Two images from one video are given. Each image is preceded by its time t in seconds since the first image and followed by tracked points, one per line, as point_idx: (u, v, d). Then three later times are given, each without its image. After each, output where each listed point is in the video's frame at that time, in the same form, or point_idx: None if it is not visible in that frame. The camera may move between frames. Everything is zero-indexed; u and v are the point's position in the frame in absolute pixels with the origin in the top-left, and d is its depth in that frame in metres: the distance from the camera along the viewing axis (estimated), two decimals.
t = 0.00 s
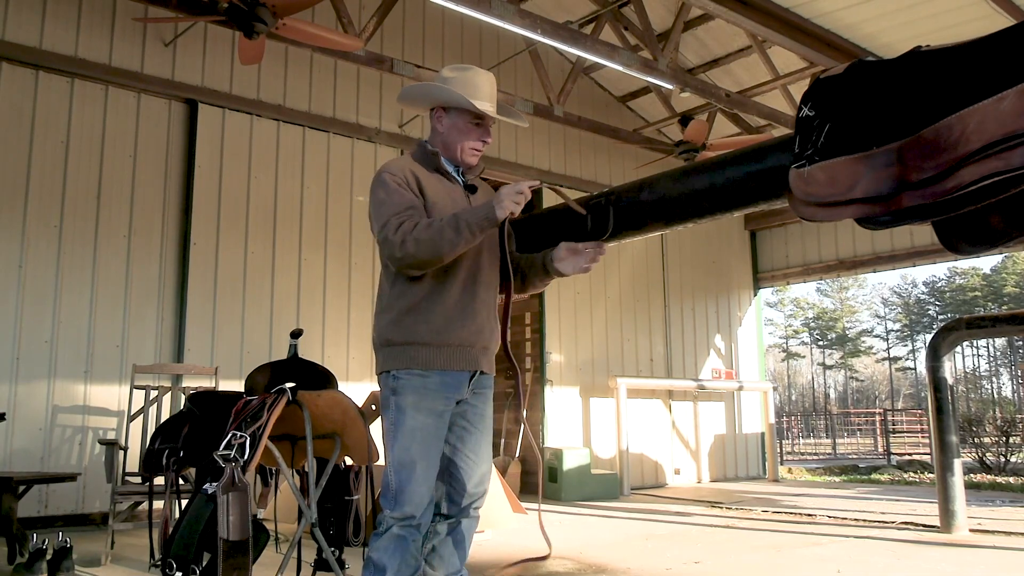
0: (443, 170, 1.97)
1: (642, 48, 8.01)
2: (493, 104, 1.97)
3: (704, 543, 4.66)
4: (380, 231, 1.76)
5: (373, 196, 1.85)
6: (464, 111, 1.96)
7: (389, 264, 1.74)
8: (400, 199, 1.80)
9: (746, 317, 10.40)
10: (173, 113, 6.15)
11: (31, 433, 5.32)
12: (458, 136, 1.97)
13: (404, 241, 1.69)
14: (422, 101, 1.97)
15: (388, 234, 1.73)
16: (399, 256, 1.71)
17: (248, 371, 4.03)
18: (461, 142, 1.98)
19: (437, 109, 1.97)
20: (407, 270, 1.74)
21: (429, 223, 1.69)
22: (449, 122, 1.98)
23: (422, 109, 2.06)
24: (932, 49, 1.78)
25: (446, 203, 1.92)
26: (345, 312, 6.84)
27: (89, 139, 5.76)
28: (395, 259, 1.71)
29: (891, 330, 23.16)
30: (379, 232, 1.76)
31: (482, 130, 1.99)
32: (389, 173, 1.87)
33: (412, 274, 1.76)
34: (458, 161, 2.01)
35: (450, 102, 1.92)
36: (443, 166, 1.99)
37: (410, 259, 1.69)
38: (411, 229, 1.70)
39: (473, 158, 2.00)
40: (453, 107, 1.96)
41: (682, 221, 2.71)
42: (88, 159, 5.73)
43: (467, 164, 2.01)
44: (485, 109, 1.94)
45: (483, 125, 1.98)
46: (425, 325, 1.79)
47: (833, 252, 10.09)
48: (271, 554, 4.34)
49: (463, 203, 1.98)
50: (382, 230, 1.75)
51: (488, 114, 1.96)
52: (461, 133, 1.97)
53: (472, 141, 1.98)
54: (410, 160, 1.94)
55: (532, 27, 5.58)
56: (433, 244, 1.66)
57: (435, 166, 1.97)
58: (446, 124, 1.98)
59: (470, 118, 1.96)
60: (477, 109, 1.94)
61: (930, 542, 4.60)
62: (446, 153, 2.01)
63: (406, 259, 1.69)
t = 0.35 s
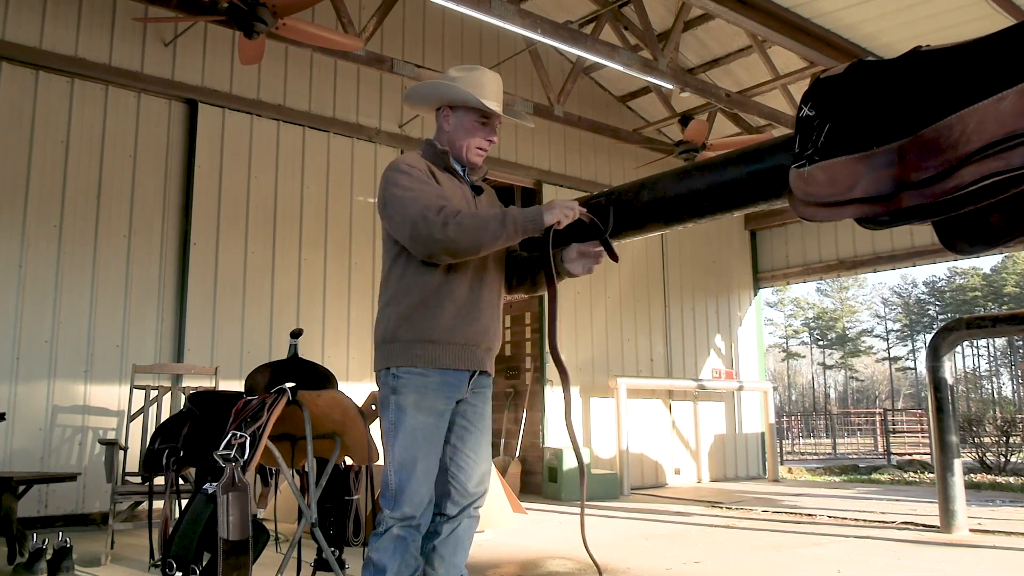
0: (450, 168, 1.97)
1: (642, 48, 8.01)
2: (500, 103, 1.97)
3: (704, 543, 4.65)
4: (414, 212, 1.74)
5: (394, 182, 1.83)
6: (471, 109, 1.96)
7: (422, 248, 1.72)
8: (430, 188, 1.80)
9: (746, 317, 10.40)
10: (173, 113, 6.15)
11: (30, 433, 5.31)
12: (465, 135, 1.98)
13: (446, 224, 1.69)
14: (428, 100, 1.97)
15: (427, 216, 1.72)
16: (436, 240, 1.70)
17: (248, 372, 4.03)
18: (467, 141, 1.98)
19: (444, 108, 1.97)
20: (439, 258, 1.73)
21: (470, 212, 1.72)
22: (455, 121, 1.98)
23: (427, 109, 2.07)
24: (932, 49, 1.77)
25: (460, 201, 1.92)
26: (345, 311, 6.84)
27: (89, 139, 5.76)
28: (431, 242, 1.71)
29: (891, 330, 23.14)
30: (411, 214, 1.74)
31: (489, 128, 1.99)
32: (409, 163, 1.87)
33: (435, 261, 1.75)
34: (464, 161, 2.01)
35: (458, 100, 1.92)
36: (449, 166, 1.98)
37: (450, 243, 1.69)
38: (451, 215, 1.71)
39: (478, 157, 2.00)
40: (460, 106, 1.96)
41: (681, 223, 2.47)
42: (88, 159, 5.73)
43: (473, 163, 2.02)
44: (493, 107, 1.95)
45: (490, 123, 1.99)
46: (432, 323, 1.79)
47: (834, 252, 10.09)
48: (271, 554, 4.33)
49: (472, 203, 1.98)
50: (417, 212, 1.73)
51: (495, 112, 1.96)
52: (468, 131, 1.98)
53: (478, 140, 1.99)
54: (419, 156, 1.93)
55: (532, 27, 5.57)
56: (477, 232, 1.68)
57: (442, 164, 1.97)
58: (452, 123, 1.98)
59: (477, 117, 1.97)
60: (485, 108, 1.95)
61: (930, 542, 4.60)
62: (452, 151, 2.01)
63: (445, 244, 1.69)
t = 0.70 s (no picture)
0: (450, 165, 1.96)
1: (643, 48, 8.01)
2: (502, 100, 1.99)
3: (704, 543, 4.66)
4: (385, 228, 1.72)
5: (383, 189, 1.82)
6: (476, 106, 1.96)
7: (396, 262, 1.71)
8: (407, 194, 1.78)
9: (747, 317, 10.39)
10: (174, 113, 6.15)
11: (30, 433, 5.31)
12: (469, 130, 1.97)
13: (410, 241, 1.67)
14: (433, 95, 1.96)
15: (395, 232, 1.70)
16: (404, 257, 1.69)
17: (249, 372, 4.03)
18: (471, 138, 1.97)
19: (447, 104, 1.96)
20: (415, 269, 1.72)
21: (434, 219, 1.67)
22: (459, 117, 1.97)
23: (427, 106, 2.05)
24: (933, 49, 1.79)
25: (452, 198, 1.90)
26: (345, 311, 6.83)
27: (89, 139, 5.76)
28: (401, 259, 1.69)
29: (891, 330, 23.09)
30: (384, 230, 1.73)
31: (493, 125, 1.99)
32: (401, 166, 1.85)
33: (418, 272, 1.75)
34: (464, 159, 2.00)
35: (465, 95, 1.92)
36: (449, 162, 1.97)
37: (416, 258, 1.67)
38: (416, 227, 1.68)
39: (480, 153, 2.00)
40: (465, 102, 1.96)
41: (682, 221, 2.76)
42: (89, 159, 5.73)
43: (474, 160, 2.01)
44: (497, 103, 1.95)
45: (493, 120, 1.99)
46: (434, 323, 1.78)
47: (834, 251, 10.09)
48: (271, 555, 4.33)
49: (468, 200, 1.96)
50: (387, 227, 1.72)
51: (499, 108, 1.97)
52: (472, 127, 1.97)
53: (482, 137, 1.98)
54: (416, 153, 1.91)
55: (532, 27, 5.57)
56: (439, 243, 1.64)
57: (442, 160, 1.95)
58: (456, 118, 1.97)
59: (481, 114, 1.97)
60: (490, 104, 1.95)
61: (929, 542, 4.60)
62: (454, 148, 2.00)
63: (411, 262, 1.68)
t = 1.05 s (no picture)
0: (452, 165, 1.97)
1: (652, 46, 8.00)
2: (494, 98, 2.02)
3: (716, 542, 4.65)
4: (441, 199, 1.74)
5: (406, 171, 1.82)
6: (469, 106, 2.00)
7: (454, 231, 1.75)
8: (443, 172, 1.81)
9: (758, 317, 10.35)
10: (185, 113, 6.18)
11: (45, 433, 5.34)
12: (464, 129, 2.00)
13: (481, 207, 1.73)
14: (429, 97, 1.96)
15: (457, 201, 1.73)
16: (470, 227, 1.74)
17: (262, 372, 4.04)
18: (465, 136, 2.00)
19: (442, 105, 1.98)
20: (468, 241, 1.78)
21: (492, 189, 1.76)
22: (455, 117, 1.99)
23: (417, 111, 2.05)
24: (947, 45, 1.76)
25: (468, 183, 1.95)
26: (356, 311, 6.85)
27: (102, 140, 5.79)
28: (467, 226, 1.73)
29: (904, 330, 22.78)
30: (438, 202, 1.74)
31: (485, 124, 2.03)
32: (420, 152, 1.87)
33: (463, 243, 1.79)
34: (460, 157, 2.00)
35: (462, 94, 1.95)
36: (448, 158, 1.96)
37: (485, 224, 1.73)
38: (477, 194, 1.74)
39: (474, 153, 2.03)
40: (459, 102, 1.99)
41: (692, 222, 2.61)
42: (101, 159, 5.77)
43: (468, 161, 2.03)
44: (491, 101, 2.00)
45: (485, 120, 2.04)
46: (448, 316, 1.80)
47: (846, 250, 10.04)
48: (284, 554, 4.34)
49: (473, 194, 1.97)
50: (443, 198, 1.74)
51: (492, 107, 2.02)
52: (467, 126, 2.00)
53: (476, 136, 2.02)
54: (422, 147, 1.91)
55: (542, 26, 5.56)
56: (508, 209, 1.75)
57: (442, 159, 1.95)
58: (451, 118, 1.99)
59: (475, 113, 2.01)
60: (484, 103, 2.00)
61: (943, 542, 4.58)
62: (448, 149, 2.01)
63: (479, 230, 1.74)
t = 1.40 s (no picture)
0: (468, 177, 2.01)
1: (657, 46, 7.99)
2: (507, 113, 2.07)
3: (722, 543, 4.65)
4: (474, 172, 1.82)
5: (434, 161, 1.89)
6: (483, 123, 2.05)
7: (486, 200, 1.79)
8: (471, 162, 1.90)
9: (764, 317, 10.34)
10: (191, 113, 6.19)
11: (51, 433, 5.36)
12: (478, 143, 2.04)
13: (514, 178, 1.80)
14: (440, 115, 2.02)
15: (490, 173, 1.80)
16: (504, 196, 1.79)
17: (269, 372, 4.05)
18: (481, 151, 2.03)
19: (455, 122, 2.03)
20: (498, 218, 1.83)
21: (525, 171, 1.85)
22: (468, 133, 2.04)
23: (432, 131, 2.10)
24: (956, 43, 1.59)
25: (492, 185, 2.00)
26: (362, 311, 6.86)
27: (108, 140, 5.81)
28: (499, 195, 1.78)
29: (910, 330, 22.68)
30: (470, 176, 1.81)
31: (499, 141, 2.08)
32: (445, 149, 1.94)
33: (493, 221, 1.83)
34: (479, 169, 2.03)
35: (472, 109, 2.00)
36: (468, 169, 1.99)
37: (516, 196, 1.78)
38: (510, 171, 1.82)
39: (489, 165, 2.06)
40: (473, 119, 2.04)
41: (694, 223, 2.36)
42: (107, 159, 5.78)
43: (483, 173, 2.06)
44: (506, 117, 2.05)
45: (498, 135, 2.08)
46: (460, 303, 1.80)
47: (852, 250, 10.02)
48: (290, 555, 4.34)
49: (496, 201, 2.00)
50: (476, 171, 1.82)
51: (506, 124, 2.07)
52: (480, 140, 2.04)
53: (491, 151, 2.06)
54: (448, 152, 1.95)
55: (547, 26, 5.56)
56: (539, 184, 1.82)
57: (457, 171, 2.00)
58: (465, 134, 2.04)
59: (489, 129, 2.05)
60: (498, 119, 2.05)
61: (949, 543, 4.57)
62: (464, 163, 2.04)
63: (513, 199, 1.78)
